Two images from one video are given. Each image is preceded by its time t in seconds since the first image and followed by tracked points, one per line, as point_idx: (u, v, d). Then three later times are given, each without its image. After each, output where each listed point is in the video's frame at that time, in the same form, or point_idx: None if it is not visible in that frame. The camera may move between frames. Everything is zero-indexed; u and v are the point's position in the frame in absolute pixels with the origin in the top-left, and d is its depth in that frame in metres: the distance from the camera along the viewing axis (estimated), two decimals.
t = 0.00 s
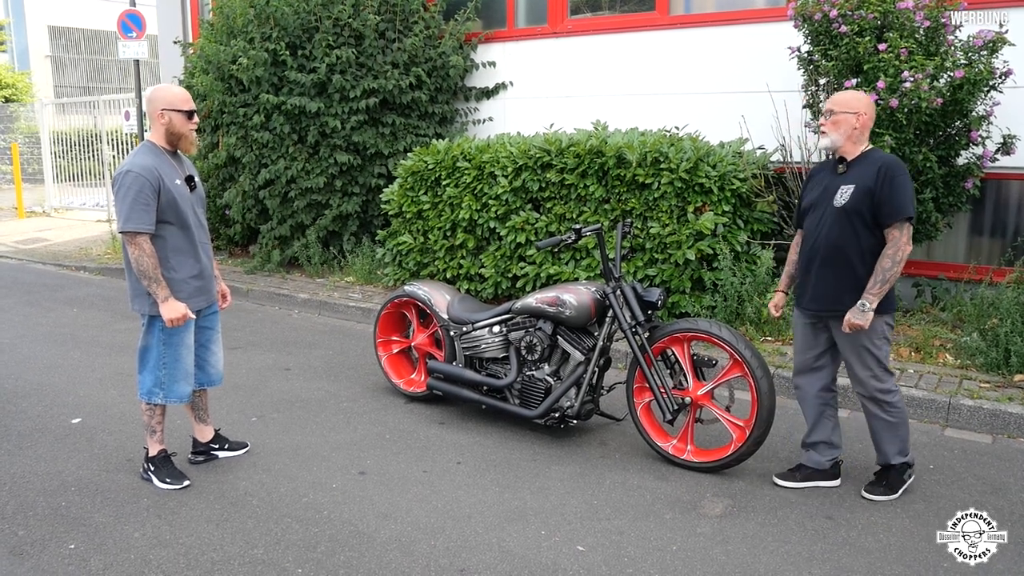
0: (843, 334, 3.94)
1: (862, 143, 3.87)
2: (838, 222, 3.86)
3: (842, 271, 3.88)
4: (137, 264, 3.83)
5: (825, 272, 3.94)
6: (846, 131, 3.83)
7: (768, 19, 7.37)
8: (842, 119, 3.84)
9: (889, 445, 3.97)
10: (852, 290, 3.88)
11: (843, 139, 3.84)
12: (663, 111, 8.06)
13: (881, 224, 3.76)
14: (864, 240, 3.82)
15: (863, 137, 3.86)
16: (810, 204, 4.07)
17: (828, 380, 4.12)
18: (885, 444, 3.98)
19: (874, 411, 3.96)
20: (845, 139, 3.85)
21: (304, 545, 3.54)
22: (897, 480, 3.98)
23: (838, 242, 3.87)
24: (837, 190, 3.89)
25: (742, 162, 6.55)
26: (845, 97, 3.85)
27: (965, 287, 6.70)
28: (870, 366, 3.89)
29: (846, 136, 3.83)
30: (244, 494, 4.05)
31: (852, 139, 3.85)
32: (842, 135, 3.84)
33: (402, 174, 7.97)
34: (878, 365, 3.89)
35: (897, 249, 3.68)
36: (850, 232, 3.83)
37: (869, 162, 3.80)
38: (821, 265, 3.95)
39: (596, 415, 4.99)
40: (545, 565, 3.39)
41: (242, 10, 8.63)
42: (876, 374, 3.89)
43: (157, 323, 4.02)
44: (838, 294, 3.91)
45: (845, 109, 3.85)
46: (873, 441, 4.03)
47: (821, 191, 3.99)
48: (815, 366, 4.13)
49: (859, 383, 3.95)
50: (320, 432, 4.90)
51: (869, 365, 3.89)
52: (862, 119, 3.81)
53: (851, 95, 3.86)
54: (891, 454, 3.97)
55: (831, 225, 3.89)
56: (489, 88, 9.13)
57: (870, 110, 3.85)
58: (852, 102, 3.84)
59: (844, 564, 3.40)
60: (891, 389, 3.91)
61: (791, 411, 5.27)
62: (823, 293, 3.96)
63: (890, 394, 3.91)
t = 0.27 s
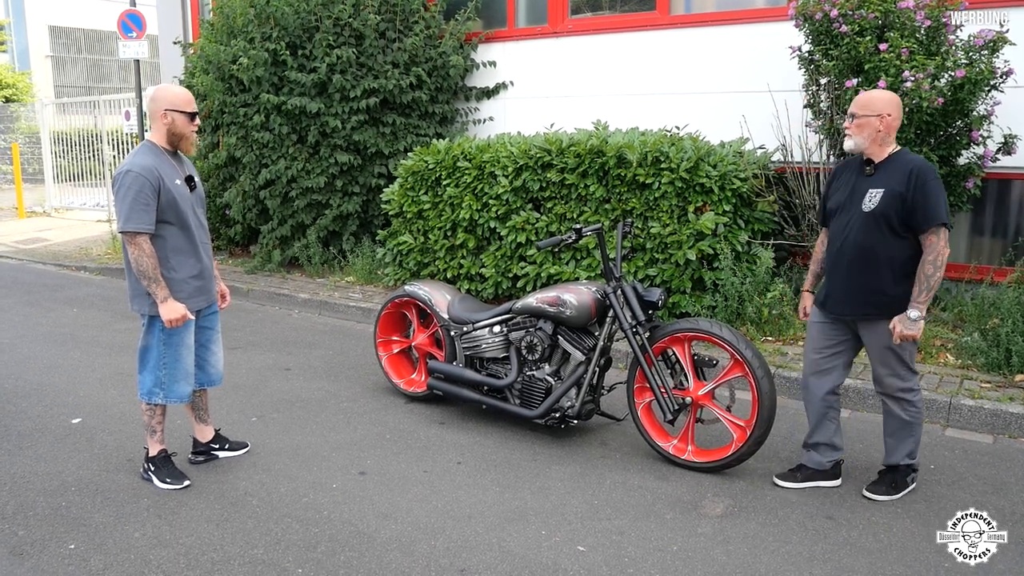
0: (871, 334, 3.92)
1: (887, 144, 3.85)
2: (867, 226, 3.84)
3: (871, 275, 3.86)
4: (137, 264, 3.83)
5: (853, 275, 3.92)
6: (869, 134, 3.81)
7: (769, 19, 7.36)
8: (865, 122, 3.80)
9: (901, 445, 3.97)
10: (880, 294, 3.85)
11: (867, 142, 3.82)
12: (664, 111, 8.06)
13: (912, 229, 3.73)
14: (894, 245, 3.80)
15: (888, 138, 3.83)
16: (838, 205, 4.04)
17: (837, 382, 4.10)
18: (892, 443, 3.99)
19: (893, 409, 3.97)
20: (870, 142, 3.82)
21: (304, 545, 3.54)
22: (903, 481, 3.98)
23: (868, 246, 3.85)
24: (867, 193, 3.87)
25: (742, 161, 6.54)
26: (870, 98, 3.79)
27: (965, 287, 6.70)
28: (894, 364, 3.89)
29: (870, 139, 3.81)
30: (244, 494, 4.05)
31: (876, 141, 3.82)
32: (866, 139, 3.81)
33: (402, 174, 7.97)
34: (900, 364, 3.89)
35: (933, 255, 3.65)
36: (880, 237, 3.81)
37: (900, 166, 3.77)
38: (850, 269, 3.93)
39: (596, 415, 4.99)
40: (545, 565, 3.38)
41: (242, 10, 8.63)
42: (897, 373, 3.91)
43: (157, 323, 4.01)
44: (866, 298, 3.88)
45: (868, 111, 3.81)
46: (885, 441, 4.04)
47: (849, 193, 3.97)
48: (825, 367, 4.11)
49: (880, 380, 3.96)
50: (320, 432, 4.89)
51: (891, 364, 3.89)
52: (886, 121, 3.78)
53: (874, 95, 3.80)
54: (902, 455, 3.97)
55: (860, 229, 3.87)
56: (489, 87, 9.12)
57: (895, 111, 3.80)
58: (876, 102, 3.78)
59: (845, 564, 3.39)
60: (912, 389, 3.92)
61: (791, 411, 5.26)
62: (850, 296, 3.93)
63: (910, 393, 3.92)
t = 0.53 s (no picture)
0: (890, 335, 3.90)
1: (901, 148, 3.84)
2: (882, 231, 3.84)
3: (887, 281, 3.85)
4: (136, 263, 3.82)
5: (869, 281, 3.92)
6: (881, 139, 3.82)
7: (769, 19, 7.36)
8: (877, 127, 3.81)
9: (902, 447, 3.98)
10: (898, 298, 3.84)
11: (880, 147, 3.83)
12: (663, 111, 8.05)
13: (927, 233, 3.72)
14: (909, 250, 3.79)
15: (901, 143, 3.83)
16: (853, 211, 4.04)
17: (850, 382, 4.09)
18: (892, 444, 4.00)
19: (898, 412, 3.96)
20: (883, 147, 3.83)
21: (302, 545, 3.53)
22: (902, 481, 3.98)
23: (883, 251, 3.85)
24: (880, 198, 3.87)
25: (742, 161, 6.53)
26: (881, 103, 3.80)
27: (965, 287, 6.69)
28: (904, 367, 3.89)
29: (882, 145, 3.82)
30: (243, 494, 4.05)
31: (890, 146, 3.83)
32: (879, 144, 3.83)
33: (402, 174, 7.97)
34: (910, 366, 3.89)
35: (955, 259, 3.64)
36: (894, 242, 3.81)
37: (912, 170, 3.76)
38: (866, 274, 3.93)
39: (595, 415, 4.99)
40: (544, 565, 3.38)
41: (242, 10, 8.63)
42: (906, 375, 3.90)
43: (155, 323, 4.01)
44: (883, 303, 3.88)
45: (881, 117, 3.81)
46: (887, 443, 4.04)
47: (863, 199, 3.97)
48: (842, 366, 4.08)
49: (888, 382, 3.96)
50: (319, 432, 4.89)
51: (903, 366, 3.89)
52: (898, 126, 3.78)
53: (886, 99, 3.80)
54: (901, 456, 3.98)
55: (874, 234, 3.87)
56: (489, 87, 9.12)
57: (908, 115, 3.80)
58: (887, 107, 3.79)
59: (844, 564, 3.39)
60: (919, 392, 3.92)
61: (790, 411, 5.26)
62: (866, 301, 3.93)
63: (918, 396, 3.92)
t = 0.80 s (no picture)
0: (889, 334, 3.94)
1: (910, 151, 3.83)
2: (880, 232, 3.90)
3: (884, 281, 3.91)
4: (139, 263, 3.82)
5: (869, 280, 3.99)
6: (891, 143, 3.80)
7: (770, 18, 7.36)
8: (886, 131, 3.80)
9: (903, 447, 3.99)
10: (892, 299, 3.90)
11: (889, 151, 3.82)
12: (664, 110, 8.05)
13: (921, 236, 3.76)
14: (907, 251, 3.83)
15: (910, 146, 3.82)
16: (860, 210, 4.09)
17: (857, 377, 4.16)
18: (892, 442, 4.03)
19: (899, 410, 3.98)
20: (892, 151, 3.82)
21: (303, 545, 3.53)
22: (903, 481, 3.99)
23: (880, 252, 3.90)
24: (881, 199, 3.91)
25: (743, 161, 6.53)
26: (890, 106, 3.79)
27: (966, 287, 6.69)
28: (903, 365, 3.91)
29: (891, 149, 3.81)
30: (244, 494, 4.05)
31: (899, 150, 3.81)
32: (888, 148, 3.81)
33: (402, 174, 7.97)
34: (911, 364, 3.91)
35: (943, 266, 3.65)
36: (891, 243, 3.86)
37: (912, 174, 3.78)
38: (866, 274, 4.00)
39: (596, 415, 4.99)
40: (545, 565, 3.38)
41: (242, 10, 8.64)
42: (907, 374, 3.92)
43: (157, 323, 4.01)
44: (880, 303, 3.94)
45: (889, 121, 3.80)
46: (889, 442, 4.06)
47: (868, 197, 4.01)
48: (852, 359, 4.14)
49: (889, 379, 3.98)
50: (319, 432, 4.89)
51: (902, 364, 3.92)
52: (907, 130, 3.76)
53: (897, 103, 3.79)
54: (900, 456, 4.00)
55: (874, 235, 3.93)
56: (489, 87, 9.12)
57: (917, 119, 3.78)
58: (896, 111, 3.77)
59: (844, 564, 3.39)
60: (921, 391, 3.93)
61: (791, 411, 5.26)
62: (865, 299, 4.00)
63: (918, 395, 3.93)
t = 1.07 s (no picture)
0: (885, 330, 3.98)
1: (909, 149, 3.91)
2: (877, 228, 3.98)
3: (880, 275, 4.00)
4: (141, 263, 3.82)
5: (866, 274, 4.07)
6: (891, 140, 3.89)
7: (770, 18, 7.35)
8: (886, 128, 3.89)
9: (899, 447, 4.00)
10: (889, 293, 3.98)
11: (888, 148, 3.91)
12: (664, 110, 8.06)
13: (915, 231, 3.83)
14: (902, 246, 3.90)
15: (908, 143, 3.90)
16: (860, 206, 4.17)
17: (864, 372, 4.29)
18: (892, 443, 4.03)
19: (897, 410, 4.00)
20: (891, 148, 3.90)
21: (303, 545, 3.54)
22: (902, 481, 3.99)
23: (876, 246, 3.98)
24: (880, 195, 3.99)
25: (743, 161, 6.53)
26: (890, 104, 3.88)
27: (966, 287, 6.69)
28: (900, 363, 3.95)
29: (890, 146, 3.89)
30: (244, 494, 4.05)
31: (899, 147, 3.89)
32: (888, 144, 3.90)
33: (403, 174, 7.98)
34: (908, 363, 3.94)
35: (925, 258, 3.73)
36: (887, 238, 3.94)
37: (909, 170, 3.85)
38: (863, 268, 4.08)
39: (596, 415, 4.99)
40: (544, 565, 3.38)
41: (242, 10, 8.64)
42: (904, 373, 3.96)
43: (158, 323, 4.02)
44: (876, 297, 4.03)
45: (889, 118, 3.89)
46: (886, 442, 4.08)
47: (868, 194, 4.09)
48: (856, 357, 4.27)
49: (887, 377, 4.01)
50: (319, 432, 4.89)
51: (899, 362, 3.96)
52: (906, 127, 3.84)
53: (896, 102, 3.87)
54: (897, 456, 4.00)
55: (871, 230, 4.01)
56: (489, 87, 9.12)
57: (916, 116, 3.86)
58: (897, 109, 3.86)
59: (844, 564, 3.39)
60: (919, 391, 3.96)
61: (791, 411, 5.27)
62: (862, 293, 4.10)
63: (916, 394, 3.96)
